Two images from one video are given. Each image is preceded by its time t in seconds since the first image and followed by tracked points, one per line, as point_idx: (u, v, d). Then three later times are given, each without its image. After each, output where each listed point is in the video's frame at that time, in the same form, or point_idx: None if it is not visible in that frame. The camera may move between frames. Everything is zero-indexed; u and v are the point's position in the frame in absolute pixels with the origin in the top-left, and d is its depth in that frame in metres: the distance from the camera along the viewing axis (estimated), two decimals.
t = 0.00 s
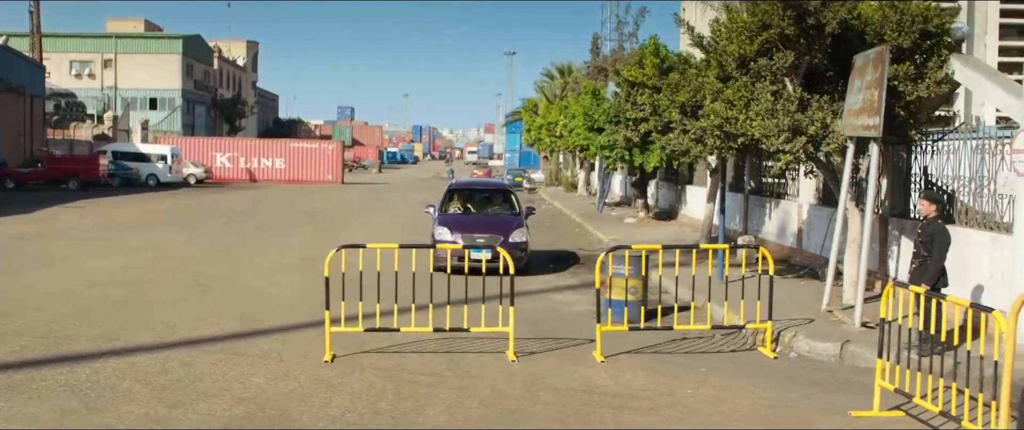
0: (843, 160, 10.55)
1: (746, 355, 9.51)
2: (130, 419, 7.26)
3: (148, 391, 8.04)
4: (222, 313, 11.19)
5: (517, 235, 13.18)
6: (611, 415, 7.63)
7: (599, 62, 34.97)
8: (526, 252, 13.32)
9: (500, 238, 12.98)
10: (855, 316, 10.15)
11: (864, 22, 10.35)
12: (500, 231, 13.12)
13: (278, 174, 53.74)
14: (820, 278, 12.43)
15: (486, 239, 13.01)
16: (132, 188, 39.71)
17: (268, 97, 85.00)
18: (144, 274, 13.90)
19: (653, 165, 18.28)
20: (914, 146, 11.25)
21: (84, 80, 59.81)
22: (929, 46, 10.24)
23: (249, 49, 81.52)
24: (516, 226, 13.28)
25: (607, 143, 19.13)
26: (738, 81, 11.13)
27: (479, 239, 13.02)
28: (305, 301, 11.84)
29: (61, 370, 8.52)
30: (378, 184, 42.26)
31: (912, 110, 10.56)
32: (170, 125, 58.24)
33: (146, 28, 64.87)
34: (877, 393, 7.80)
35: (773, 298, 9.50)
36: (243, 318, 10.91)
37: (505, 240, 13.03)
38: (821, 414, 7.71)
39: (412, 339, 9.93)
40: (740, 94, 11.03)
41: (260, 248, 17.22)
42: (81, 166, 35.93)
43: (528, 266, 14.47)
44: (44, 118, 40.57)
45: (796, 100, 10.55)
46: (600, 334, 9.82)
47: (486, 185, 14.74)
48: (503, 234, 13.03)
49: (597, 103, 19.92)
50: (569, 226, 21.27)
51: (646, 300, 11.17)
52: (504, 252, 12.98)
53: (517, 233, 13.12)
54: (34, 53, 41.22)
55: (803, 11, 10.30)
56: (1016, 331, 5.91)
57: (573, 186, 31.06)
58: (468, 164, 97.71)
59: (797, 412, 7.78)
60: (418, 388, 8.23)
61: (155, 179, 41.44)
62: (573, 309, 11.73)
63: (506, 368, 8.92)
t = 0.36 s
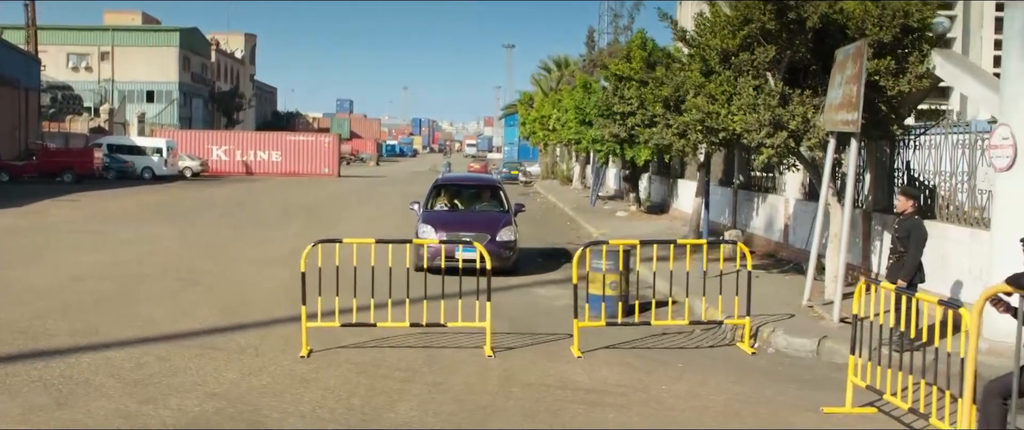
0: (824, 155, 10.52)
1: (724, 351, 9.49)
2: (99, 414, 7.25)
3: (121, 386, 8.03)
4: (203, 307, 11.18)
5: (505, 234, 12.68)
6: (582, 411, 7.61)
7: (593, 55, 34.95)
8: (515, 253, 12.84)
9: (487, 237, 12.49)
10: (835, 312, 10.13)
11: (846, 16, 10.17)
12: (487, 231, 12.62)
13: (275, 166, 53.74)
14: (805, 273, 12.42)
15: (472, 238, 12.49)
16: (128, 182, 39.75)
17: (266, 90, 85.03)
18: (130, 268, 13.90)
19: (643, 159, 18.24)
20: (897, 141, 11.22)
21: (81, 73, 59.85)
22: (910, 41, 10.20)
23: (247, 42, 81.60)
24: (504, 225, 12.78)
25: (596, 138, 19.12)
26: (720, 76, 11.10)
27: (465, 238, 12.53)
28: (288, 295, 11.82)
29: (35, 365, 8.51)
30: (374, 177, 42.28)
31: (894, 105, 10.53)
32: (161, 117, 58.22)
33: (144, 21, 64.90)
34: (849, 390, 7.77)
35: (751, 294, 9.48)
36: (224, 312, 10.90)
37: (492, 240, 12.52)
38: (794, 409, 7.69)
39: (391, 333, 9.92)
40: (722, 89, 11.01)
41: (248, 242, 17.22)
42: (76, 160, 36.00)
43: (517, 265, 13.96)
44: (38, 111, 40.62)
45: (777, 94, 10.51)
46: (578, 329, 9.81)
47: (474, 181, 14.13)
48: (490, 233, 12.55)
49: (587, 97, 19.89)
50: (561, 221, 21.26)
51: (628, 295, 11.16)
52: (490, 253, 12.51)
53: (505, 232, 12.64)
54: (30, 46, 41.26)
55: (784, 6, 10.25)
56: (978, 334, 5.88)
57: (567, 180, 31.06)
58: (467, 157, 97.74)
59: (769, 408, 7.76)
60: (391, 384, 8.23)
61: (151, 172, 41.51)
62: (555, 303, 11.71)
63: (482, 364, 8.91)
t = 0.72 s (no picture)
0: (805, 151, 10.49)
1: (702, 348, 9.47)
2: (69, 411, 7.25)
3: (94, 382, 8.03)
4: (185, 303, 11.18)
5: (490, 234, 12.51)
6: (553, 408, 7.61)
7: (588, 49, 34.95)
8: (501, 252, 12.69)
9: (472, 238, 12.34)
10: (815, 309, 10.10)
11: (828, 11, 10.11)
12: (472, 231, 12.47)
13: (272, 161, 53.74)
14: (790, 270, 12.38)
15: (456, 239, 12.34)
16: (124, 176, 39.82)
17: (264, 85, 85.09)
18: (116, 263, 13.90)
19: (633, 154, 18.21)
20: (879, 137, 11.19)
21: (78, 67, 59.97)
22: (890, 37, 10.19)
23: (245, 36, 81.65)
24: (490, 224, 12.63)
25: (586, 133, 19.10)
26: (702, 71, 11.07)
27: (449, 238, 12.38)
28: (271, 290, 11.82)
29: (10, 362, 8.51)
30: (371, 171, 42.28)
31: (875, 101, 10.51)
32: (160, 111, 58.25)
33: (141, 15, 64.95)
34: (821, 387, 7.76)
35: (729, 291, 9.46)
36: (205, 308, 10.90)
37: (477, 240, 12.36)
38: (766, 407, 7.68)
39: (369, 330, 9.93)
40: (704, 84, 10.97)
41: (236, 237, 17.22)
42: (70, 154, 36.06)
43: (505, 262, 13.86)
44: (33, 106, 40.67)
45: (759, 90, 10.47)
46: (556, 325, 9.80)
47: (461, 176, 13.93)
48: (475, 234, 12.40)
49: (577, 92, 19.85)
50: (552, 216, 21.25)
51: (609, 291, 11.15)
52: (475, 253, 12.36)
53: (490, 232, 12.48)
54: (26, 40, 41.30)
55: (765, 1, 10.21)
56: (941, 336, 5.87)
57: (561, 175, 31.07)
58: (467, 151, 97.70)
59: (741, 406, 7.74)
60: (364, 381, 8.22)
61: (147, 167, 41.56)
62: (537, 299, 11.70)
63: (458, 360, 8.91)
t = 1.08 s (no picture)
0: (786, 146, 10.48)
1: (680, 344, 9.47)
2: (38, 408, 7.24)
3: (67, 378, 8.02)
4: (166, 298, 11.17)
5: (475, 231, 12.48)
6: (524, 405, 7.59)
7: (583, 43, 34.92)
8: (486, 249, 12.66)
9: (456, 235, 12.32)
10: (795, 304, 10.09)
11: (808, 6, 10.08)
12: (456, 227, 12.44)
13: (268, 154, 53.77)
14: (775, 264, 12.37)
15: (440, 236, 12.33)
16: (119, 170, 39.87)
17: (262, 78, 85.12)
18: (101, 257, 13.89)
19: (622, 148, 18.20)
20: (861, 132, 11.18)
21: (76, 60, 60.01)
22: (871, 32, 10.14)
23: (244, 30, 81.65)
24: (475, 221, 12.60)
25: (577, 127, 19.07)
26: (684, 66, 11.03)
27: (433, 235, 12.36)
28: (254, 285, 11.80)
29: None
30: (367, 165, 42.28)
31: (857, 96, 10.50)
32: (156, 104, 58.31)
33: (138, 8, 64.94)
34: (795, 383, 7.73)
35: (707, 286, 9.44)
36: (186, 303, 10.89)
37: (462, 237, 12.34)
38: (737, 404, 7.67)
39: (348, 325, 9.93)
40: (686, 79, 10.94)
41: (224, 231, 17.23)
42: (65, 148, 36.11)
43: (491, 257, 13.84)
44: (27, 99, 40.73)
45: (740, 84, 10.44)
46: (534, 321, 9.78)
47: (447, 171, 13.90)
48: (459, 230, 12.37)
49: (568, 86, 19.83)
50: (543, 210, 21.23)
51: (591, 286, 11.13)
52: (460, 250, 12.34)
53: (475, 228, 12.46)
54: (20, 34, 41.33)
55: None
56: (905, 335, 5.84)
57: (557, 168, 31.05)
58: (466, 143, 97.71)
59: (713, 403, 7.73)
60: (338, 377, 8.22)
61: (142, 160, 41.59)
62: (519, 294, 11.67)
63: (434, 356, 8.90)
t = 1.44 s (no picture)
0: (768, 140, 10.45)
1: (659, 339, 9.44)
2: (8, 403, 7.24)
3: (41, 373, 8.01)
4: (149, 292, 11.17)
5: (460, 227, 12.46)
6: (496, 401, 7.58)
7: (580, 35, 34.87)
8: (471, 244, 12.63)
9: (441, 231, 12.29)
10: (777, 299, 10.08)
11: None
12: (441, 223, 12.41)
13: (266, 146, 53.78)
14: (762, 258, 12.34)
15: (425, 231, 12.29)
16: (115, 162, 39.93)
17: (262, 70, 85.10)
18: (87, 251, 13.89)
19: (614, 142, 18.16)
20: (845, 126, 11.15)
21: (73, 53, 60.09)
22: (853, 26, 10.10)
23: (243, 22, 81.60)
24: (460, 217, 12.57)
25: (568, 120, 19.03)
26: (667, 60, 10.99)
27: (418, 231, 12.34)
28: (238, 279, 11.79)
29: None
30: (364, 158, 42.26)
31: (839, 90, 10.48)
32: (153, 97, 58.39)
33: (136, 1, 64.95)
34: (769, 379, 7.71)
35: (686, 281, 9.42)
36: (168, 298, 10.88)
37: (447, 233, 12.32)
38: (711, 399, 7.65)
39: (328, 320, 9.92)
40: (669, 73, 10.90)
41: (214, 224, 17.22)
42: (60, 140, 36.14)
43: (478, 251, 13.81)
44: (22, 92, 40.76)
45: (723, 78, 10.40)
46: (513, 316, 9.76)
47: (434, 166, 13.86)
48: (444, 226, 12.34)
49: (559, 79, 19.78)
50: (536, 203, 21.20)
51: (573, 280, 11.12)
52: (445, 246, 12.32)
53: (460, 224, 12.43)
54: (15, 26, 41.35)
55: None
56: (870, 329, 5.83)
57: (553, 161, 31.00)
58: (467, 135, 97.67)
59: (687, 398, 7.71)
60: (312, 372, 8.20)
61: (138, 153, 41.62)
62: (502, 288, 11.65)
63: (411, 351, 8.88)
